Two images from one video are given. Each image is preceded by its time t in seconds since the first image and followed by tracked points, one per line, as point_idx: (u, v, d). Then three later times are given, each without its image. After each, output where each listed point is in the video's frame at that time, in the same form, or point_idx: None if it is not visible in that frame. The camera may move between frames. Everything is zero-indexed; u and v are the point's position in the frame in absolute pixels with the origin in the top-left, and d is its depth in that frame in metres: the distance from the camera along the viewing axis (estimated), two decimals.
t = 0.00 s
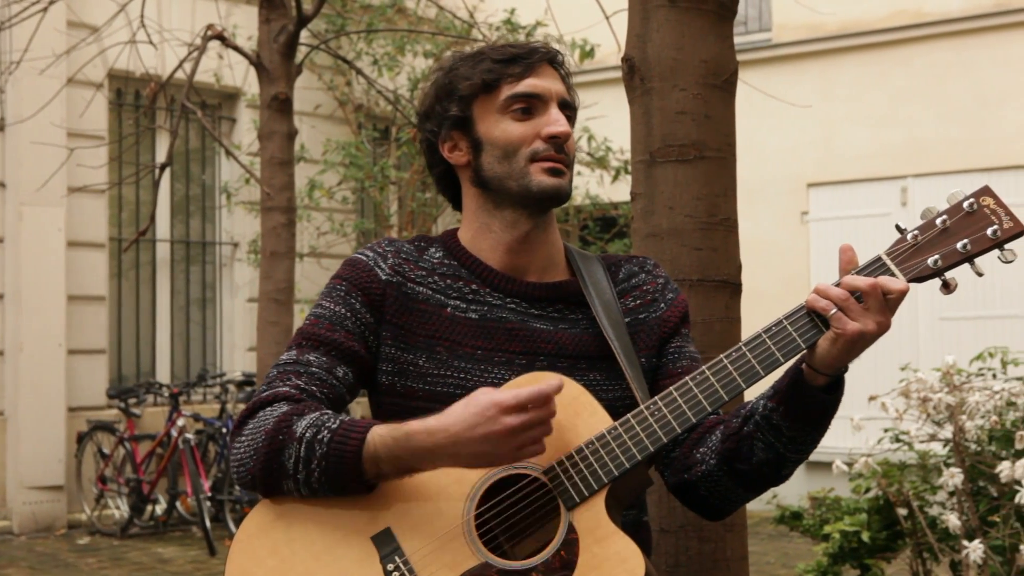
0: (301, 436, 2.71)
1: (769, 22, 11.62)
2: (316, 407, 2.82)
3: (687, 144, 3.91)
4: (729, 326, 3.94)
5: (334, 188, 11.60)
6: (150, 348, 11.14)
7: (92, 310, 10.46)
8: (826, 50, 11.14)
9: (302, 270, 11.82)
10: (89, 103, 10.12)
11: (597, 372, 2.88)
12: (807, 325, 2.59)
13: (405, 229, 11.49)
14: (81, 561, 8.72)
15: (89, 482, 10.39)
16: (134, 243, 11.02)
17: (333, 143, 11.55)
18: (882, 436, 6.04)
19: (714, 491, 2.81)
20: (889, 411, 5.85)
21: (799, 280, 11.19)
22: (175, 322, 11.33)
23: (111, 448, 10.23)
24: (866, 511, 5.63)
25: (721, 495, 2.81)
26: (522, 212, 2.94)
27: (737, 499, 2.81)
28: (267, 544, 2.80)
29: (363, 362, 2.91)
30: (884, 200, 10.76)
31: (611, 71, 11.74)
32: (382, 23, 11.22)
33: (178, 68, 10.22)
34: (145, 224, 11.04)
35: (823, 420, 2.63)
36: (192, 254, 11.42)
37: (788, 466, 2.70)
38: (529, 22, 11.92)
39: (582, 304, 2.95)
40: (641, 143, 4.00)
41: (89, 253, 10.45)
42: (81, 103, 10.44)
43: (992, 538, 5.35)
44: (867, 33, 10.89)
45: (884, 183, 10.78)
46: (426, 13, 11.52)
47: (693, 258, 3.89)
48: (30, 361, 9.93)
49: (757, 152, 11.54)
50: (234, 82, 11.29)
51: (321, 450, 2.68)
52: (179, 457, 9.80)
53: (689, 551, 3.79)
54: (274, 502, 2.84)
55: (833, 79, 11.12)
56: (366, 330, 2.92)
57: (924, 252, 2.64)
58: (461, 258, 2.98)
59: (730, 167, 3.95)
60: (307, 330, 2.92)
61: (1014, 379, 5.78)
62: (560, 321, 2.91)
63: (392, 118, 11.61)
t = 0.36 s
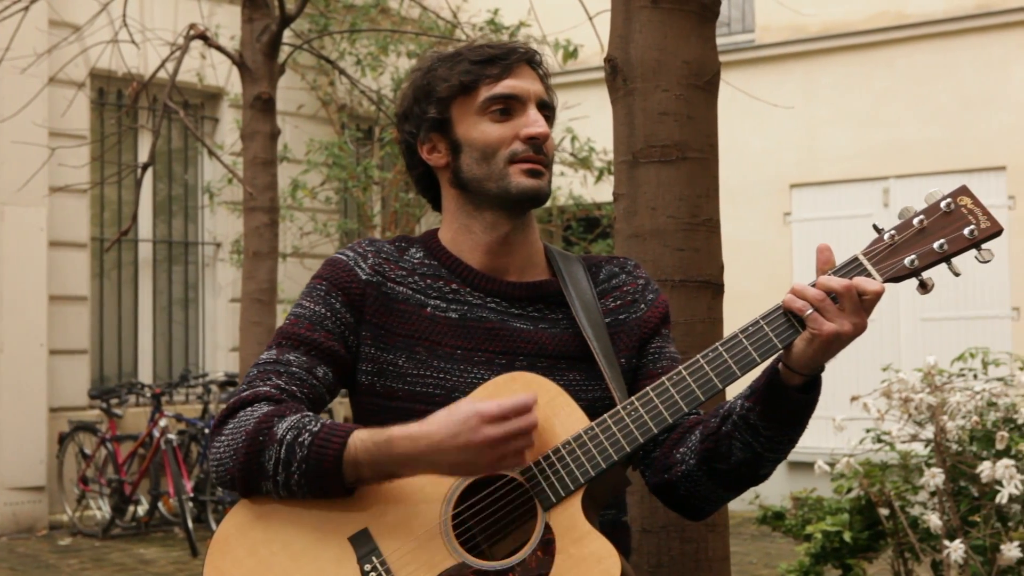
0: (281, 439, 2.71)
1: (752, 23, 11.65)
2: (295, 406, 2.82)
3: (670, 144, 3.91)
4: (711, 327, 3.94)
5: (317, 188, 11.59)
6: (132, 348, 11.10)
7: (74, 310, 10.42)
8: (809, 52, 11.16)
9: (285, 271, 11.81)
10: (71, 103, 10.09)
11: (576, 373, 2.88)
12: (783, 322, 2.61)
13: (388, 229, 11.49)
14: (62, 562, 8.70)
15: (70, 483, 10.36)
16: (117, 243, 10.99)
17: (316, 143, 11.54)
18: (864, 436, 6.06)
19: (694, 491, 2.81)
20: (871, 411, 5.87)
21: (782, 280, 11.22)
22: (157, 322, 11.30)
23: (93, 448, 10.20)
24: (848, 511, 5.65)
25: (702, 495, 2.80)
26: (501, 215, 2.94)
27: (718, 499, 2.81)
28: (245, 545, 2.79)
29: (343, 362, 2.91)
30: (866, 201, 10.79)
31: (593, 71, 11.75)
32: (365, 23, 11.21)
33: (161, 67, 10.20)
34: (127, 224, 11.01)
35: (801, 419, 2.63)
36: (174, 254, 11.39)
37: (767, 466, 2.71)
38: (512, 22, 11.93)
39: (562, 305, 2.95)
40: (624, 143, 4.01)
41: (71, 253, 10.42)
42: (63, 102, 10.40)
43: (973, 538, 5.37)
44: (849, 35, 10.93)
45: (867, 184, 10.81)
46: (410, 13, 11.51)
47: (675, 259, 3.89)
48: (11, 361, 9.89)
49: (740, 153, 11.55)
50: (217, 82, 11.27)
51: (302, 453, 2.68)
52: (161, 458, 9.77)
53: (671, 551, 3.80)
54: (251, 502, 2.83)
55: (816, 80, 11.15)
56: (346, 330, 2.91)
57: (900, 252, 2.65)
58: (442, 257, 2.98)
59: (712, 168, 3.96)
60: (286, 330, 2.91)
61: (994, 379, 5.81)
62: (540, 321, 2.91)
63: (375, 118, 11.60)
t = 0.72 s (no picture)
0: (264, 447, 2.69)
1: (736, 23, 11.67)
2: (276, 408, 2.80)
3: (654, 145, 3.92)
4: (696, 327, 3.94)
5: (302, 188, 11.58)
6: (116, 349, 11.08)
7: (58, 311, 10.40)
8: (793, 52, 11.19)
9: (270, 271, 11.79)
10: (54, 103, 10.06)
11: (557, 372, 2.88)
12: (764, 319, 2.65)
13: (373, 229, 11.48)
14: (45, 563, 8.67)
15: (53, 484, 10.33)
16: (100, 243, 10.96)
17: (300, 143, 11.52)
18: (848, 436, 6.07)
19: (697, 488, 2.81)
20: (855, 411, 5.88)
21: (767, 281, 11.24)
22: (141, 323, 11.27)
23: (76, 449, 10.17)
24: (832, 511, 5.67)
25: (706, 492, 2.81)
26: (482, 218, 2.95)
27: (719, 494, 2.82)
28: (229, 545, 2.78)
29: (323, 363, 2.89)
30: (850, 202, 10.82)
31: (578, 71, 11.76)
32: (350, 23, 11.20)
33: (145, 67, 10.18)
34: (111, 224, 10.98)
35: (797, 414, 2.64)
36: (158, 254, 11.37)
37: (770, 458, 2.71)
38: (497, 23, 11.93)
39: (542, 304, 2.95)
40: (608, 144, 4.01)
41: (55, 253, 10.40)
42: (47, 102, 10.37)
43: (956, 538, 5.39)
44: (833, 36, 10.95)
45: (851, 185, 10.84)
46: (395, 13, 11.51)
47: (659, 260, 3.89)
48: None
49: (725, 153, 11.57)
50: (201, 82, 11.25)
51: (285, 463, 2.67)
52: (145, 459, 9.74)
53: (655, 552, 3.80)
54: (234, 503, 2.81)
55: (800, 81, 11.17)
56: (325, 330, 2.90)
57: (883, 253, 2.66)
58: (422, 257, 2.98)
59: (696, 169, 3.97)
60: (265, 330, 2.89)
61: (977, 379, 5.82)
62: (520, 320, 2.91)
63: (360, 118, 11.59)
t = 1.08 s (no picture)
0: (243, 444, 2.68)
1: (722, 24, 11.69)
2: (256, 404, 2.78)
3: (639, 145, 3.92)
4: (680, 327, 3.95)
5: (288, 188, 11.56)
6: (101, 349, 11.05)
7: (42, 311, 10.38)
8: (778, 53, 11.21)
9: (256, 271, 11.77)
10: (39, 102, 10.03)
11: (543, 366, 2.90)
12: (753, 318, 2.66)
13: (359, 229, 11.47)
14: (30, 564, 8.64)
15: (38, 484, 10.30)
16: (85, 243, 10.92)
17: (286, 143, 11.50)
18: (833, 437, 6.09)
19: (671, 484, 2.82)
20: (840, 412, 5.89)
21: (752, 281, 11.26)
22: (126, 323, 11.24)
23: (60, 449, 10.14)
24: (817, 511, 5.69)
25: (681, 488, 2.82)
26: (466, 217, 2.95)
27: (691, 490, 2.83)
28: (215, 543, 2.76)
29: (306, 359, 2.88)
30: (836, 202, 10.84)
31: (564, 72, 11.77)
32: (336, 23, 11.19)
33: (130, 67, 10.15)
34: (96, 224, 10.94)
35: (779, 408, 2.67)
36: (143, 254, 11.33)
37: (747, 453, 2.73)
38: (484, 23, 11.93)
39: (528, 298, 2.96)
40: (594, 144, 4.01)
41: (40, 254, 10.37)
42: (31, 101, 10.34)
43: (941, 538, 5.41)
44: (819, 37, 10.98)
45: (836, 186, 10.87)
46: (381, 13, 11.50)
47: (645, 260, 3.90)
48: None
49: (711, 154, 11.58)
50: (187, 82, 11.23)
51: (262, 461, 2.66)
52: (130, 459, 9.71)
53: (640, 552, 3.80)
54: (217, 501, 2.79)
55: (786, 81, 11.19)
56: (309, 326, 2.88)
57: (870, 252, 2.66)
58: (407, 252, 2.98)
59: (681, 169, 3.97)
60: (248, 326, 2.88)
61: (961, 379, 5.84)
62: (507, 314, 2.92)
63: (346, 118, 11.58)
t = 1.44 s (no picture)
0: (228, 447, 2.68)
1: (706, 25, 11.72)
2: (242, 406, 2.78)
3: (622, 146, 3.93)
4: (664, 328, 3.95)
5: (271, 188, 11.53)
6: (84, 350, 11.02)
7: (24, 311, 10.35)
8: (762, 54, 11.24)
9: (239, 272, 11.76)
10: (21, 101, 10.01)
11: (525, 370, 2.90)
12: (728, 319, 2.65)
13: (342, 229, 11.45)
14: (12, 565, 8.62)
15: (21, 486, 10.30)
16: (67, 243, 10.89)
17: (270, 143, 11.47)
18: (816, 437, 6.10)
19: (650, 486, 2.85)
20: (823, 412, 5.90)
21: (735, 282, 11.29)
22: (109, 323, 11.21)
23: (43, 450, 10.12)
24: (800, 511, 5.71)
25: (658, 490, 2.85)
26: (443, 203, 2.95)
27: (672, 494, 2.85)
28: (193, 545, 2.77)
29: (291, 360, 2.88)
30: (820, 202, 10.88)
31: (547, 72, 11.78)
32: (320, 23, 11.17)
33: (113, 66, 10.13)
34: (78, 224, 10.92)
35: (755, 408, 2.66)
36: (126, 254, 11.31)
37: (724, 456, 2.74)
38: (468, 23, 11.93)
39: (513, 302, 2.97)
40: (578, 144, 4.02)
41: (21, 253, 10.34)
42: (13, 100, 10.32)
43: (922, 537, 5.42)
44: (803, 38, 11.01)
45: (820, 187, 10.91)
46: (365, 13, 11.48)
47: (627, 260, 3.90)
48: None
49: (696, 154, 11.60)
50: (170, 81, 11.21)
51: (247, 466, 2.67)
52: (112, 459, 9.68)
53: (623, 552, 3.81)
54: (198, 503, 2.80)
55: (769, 82, 11.22)
56: (294, 327, 2.88)
57: (846, 251, 2.68)
58: (394, 253, 2.98)
59: (664, 170, 3.98)
60: (234, 326, 2.87)
61: (944, 379, 5.84)
62: (491, 318, 2.92)
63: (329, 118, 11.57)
